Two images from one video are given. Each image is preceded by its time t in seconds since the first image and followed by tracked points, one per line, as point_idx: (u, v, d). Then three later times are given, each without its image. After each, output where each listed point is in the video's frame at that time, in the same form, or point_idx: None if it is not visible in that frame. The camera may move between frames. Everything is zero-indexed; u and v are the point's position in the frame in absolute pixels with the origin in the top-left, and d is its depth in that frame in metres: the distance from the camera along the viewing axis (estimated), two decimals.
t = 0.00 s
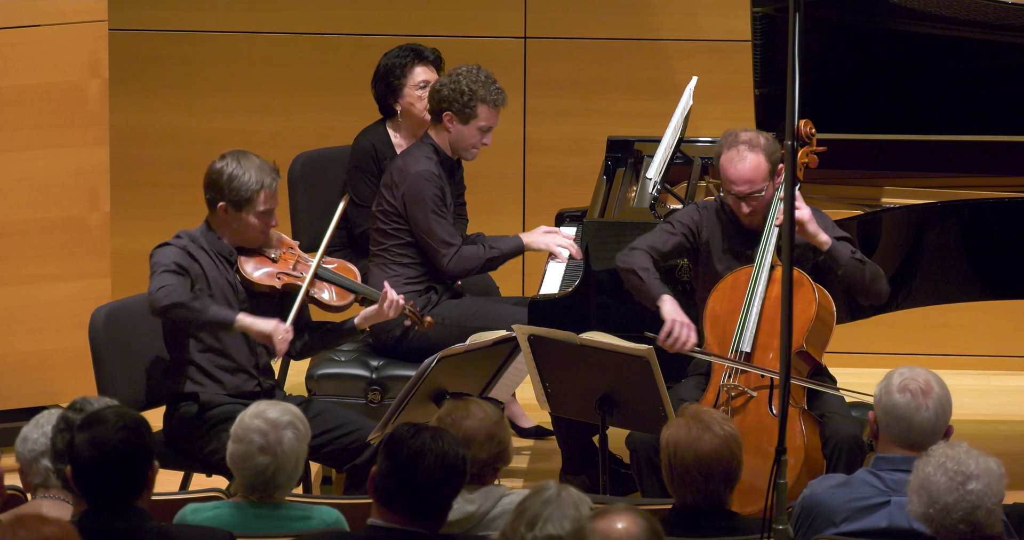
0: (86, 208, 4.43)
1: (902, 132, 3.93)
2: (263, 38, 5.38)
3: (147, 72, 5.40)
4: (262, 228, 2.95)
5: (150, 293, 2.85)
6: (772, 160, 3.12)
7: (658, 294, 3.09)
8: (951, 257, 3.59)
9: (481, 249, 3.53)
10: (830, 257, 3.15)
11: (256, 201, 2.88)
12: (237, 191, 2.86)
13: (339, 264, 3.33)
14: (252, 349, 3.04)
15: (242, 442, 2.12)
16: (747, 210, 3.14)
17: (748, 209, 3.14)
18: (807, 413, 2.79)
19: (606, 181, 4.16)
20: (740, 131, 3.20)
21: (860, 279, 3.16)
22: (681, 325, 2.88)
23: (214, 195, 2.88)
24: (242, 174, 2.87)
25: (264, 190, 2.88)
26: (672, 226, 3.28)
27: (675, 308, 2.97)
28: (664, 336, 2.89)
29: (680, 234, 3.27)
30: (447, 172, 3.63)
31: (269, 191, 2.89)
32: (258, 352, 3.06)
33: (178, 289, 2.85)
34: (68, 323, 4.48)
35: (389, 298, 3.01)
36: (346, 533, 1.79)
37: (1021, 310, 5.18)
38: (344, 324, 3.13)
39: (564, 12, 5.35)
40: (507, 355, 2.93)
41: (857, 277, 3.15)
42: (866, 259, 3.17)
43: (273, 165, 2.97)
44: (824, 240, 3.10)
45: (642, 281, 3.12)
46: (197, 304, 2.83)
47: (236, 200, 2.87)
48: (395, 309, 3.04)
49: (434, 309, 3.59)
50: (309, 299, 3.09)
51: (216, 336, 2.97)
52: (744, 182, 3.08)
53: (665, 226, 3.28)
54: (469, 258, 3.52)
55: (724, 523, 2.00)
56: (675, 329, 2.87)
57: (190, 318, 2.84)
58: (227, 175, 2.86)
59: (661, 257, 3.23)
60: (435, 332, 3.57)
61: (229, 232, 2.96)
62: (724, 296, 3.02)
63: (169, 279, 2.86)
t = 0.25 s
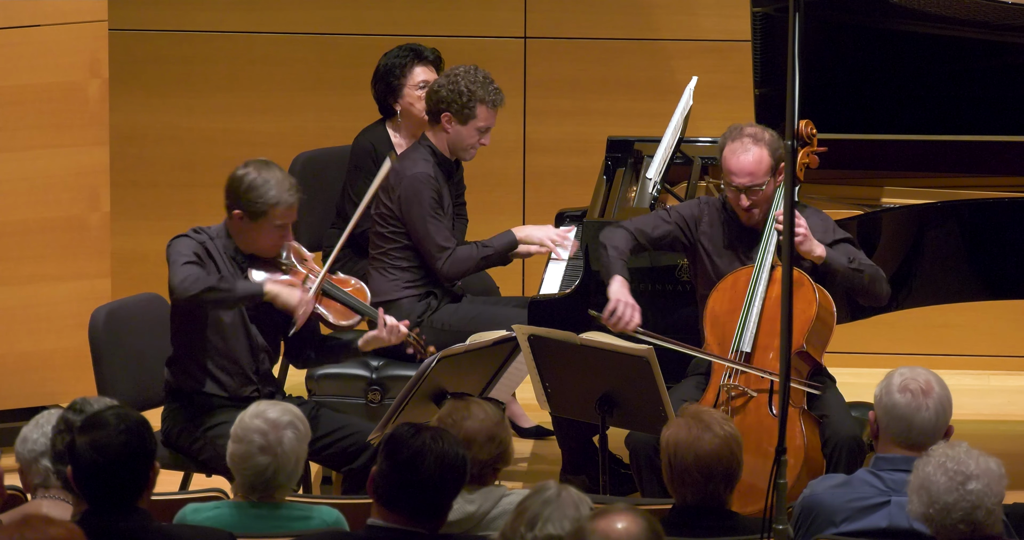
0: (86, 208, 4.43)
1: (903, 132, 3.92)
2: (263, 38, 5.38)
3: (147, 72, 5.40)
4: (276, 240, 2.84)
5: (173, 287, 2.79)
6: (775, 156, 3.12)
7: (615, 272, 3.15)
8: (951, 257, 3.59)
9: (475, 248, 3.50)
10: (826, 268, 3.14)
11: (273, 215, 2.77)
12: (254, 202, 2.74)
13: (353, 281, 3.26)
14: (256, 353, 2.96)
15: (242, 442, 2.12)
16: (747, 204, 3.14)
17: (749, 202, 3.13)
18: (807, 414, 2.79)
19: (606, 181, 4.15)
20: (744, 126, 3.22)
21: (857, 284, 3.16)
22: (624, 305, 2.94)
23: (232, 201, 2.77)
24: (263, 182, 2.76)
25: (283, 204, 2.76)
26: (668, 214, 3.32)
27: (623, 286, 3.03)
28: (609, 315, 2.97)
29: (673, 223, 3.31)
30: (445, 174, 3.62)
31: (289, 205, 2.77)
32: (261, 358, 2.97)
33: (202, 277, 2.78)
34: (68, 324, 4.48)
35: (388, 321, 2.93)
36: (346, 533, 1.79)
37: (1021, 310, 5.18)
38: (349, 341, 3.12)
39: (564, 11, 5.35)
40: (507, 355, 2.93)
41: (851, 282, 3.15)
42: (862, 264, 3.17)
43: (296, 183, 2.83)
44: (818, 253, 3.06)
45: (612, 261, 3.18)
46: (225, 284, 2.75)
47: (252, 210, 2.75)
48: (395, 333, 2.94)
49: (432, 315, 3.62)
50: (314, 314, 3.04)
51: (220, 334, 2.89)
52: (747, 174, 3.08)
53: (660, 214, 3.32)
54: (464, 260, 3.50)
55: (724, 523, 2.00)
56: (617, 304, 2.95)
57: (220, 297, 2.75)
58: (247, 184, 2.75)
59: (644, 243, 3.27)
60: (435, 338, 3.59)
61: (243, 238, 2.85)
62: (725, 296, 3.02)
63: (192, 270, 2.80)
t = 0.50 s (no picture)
0: (86, 208, 4.43)
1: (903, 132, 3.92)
2: (263, 38, 5.38)
3: (147, 72, 5.40)
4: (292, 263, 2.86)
5: (213, 287, 2.81)
6: (769, 155, 3.13)
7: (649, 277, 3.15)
8: (951, 257, 3.59)
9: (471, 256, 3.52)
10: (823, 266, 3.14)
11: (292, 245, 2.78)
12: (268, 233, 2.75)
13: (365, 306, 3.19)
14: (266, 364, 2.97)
15: (242, 441, 2.12)
16: (741, 205, 3.15)
17: (742, 203, 3.14)
18: (807, 413, 2.79)
19: (606, 181, 4.15)
20: (737, 127, 3.22)
21: (853, 287, 3.17)
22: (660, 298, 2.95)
23: (253, 228, 2.76)
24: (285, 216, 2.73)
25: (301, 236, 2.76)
26: (675, 226, 3.31)
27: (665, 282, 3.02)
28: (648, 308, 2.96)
29: (683, 234, 3.30)
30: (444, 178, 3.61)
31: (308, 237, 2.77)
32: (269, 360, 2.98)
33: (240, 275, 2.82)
34: (68, 324, 4.48)
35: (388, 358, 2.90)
36: (346, 533, 1.79)
37: (1021, 310, 5.18)
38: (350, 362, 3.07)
39: (564, 11, 5.35)
40: (507, 355, 2.93)
41: (851, 284, 3.16)
42: (859, 269, 3.17)
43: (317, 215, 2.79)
44: (818, 248, 3.09)
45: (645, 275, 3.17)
46: (267, 277, 2.80)
47: (271, 240, 2.76)
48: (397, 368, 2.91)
49: (430, 320, 3.60)
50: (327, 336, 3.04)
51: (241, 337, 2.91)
52: (742, 177, 3.09)
53: (668, 226, 3.31)
54: (460, 265, 3.52)
55: (723, 523, 2.00)
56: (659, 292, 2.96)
57: (262, 293, 2.79)
58: (266, 215, 2.73)
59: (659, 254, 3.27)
60: (433, 342, 3.58)
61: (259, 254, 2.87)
62: (724, 295, 3.03)
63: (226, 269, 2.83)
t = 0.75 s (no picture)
0: (86, 208, 4.43)
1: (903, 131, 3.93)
2: (263, 38, 5.38)
3: (147, 72, 5.39)
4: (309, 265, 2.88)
5: (216, 293, 2.83)
6: (771, 154, 3.12)
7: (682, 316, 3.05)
8: (951, 257, 3.59)
9: (478, 255, 3.53)
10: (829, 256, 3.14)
11: (315, 247, 2.79)
12: (297, 231, 2.76)
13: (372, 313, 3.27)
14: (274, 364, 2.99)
15: (242, 442, 2.12)
16: (748, 205, 3.15)
17: (748, 203, 3.14)
18: (807, 413, 2.79)
19: (606, 181, 4.15)
20: (739, 128, 3.22)
21: (859, 281, 3.19)
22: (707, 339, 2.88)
23: (278, 226, 2.77)
24: (314, 216, 2.76)
25: (326, 239, 2.78)
26: (678, 248, 3.24)
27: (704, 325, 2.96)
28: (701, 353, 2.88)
29: (689, 255, 3.23)
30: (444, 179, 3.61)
31: (332, 240, 2.80)
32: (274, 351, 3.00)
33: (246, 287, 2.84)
34: (68, 324, 4.48)
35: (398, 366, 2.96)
36: (346, 533, 1.79)
37: (1021, 310, 5.18)
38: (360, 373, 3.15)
39: (564, 11, 5.35)
40: (507, 355, 2.93)
41: (856, 279, 3.18)
42: (862, 262, 3.19)
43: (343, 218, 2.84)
44: (824, 238, 3.10)
45: (671, 312, 3.07)
46: (271, 298, 2.83)
47: (296, 239, 2.77)
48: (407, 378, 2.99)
49: (429, 322, 3.61)
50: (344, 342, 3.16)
51: (253, 334, 2.91)
52: (750, 176, 3.08)
53: (672, 252, 3.24)
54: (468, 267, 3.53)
55: (724, 524, 2.00)
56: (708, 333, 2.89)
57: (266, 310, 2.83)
58: (295, 213, 2.75)
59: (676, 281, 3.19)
60: (432, 345, 3.58)
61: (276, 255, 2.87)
62: (724, 296, 3.03)
63: (235, 277, 2.86)
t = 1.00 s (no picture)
0: (86, 208, 4.43)
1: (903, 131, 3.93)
2: (263, 38, 5.38)
3: (147, 72, 5.39)
4: (309, 247, 2.87)
5: (204, 286, 2.80)
6: (772, 154, 3.12)
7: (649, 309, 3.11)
8: (951, 257, 3.59)
9: (473, 256, 3.51)
10: (823, 262, 3.15)
11: (308, 222, 2.79)
12: (290, 210, 2.77)
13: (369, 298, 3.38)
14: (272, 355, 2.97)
15: (242, 442, 2.12)
16: (750, 205, 3.16)
17: (751, 204, 3.16)
18: (807, 413, 2.79)
19: (606, 180, 4.16)
20: (738, 128, 3.21)
21: (853, 284, 3.18)
22: (669, 335, 2.93)
23: (268, 207, 2.79)
24: (299, 192, 2.77)
25: (316, 212, 2.78)
26: (669, 240, 3.28)
27: (664, 319, 3.03)
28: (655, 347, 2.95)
29: (678, 247, 3.27)
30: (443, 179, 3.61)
31: (324, 213, 2.80)
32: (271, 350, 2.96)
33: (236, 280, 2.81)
34: (68, 324, 4.48)
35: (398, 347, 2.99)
36: (345, 533, 1.79)
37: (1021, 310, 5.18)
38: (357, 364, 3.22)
39: (564, 11, 5.35)
40: (507, 354, 2.93)
41: (850, 284, 3.18)
42: (859, 268, 3.20)
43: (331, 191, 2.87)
44: (819, 243, 3.11)
45: (639, 300, 3.14)
46: (260, 290, 2.79)
47: (286, 217, 2.78)
48: (409, 359, 3.01)
49: (429, 323, 3.61)
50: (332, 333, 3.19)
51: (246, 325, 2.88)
52: (749, 176, 3.09)
53: (660, 243, 3.28)
54: (463, 267, 3.51)
55: (724, 524, 2.00)
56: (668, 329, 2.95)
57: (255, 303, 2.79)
58: (285, 193, 2.77)
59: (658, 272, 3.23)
60: (431, 345, 3.59)
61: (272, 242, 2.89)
62: (724, 296, 3.03)
63: (222, 270, 2.82)
